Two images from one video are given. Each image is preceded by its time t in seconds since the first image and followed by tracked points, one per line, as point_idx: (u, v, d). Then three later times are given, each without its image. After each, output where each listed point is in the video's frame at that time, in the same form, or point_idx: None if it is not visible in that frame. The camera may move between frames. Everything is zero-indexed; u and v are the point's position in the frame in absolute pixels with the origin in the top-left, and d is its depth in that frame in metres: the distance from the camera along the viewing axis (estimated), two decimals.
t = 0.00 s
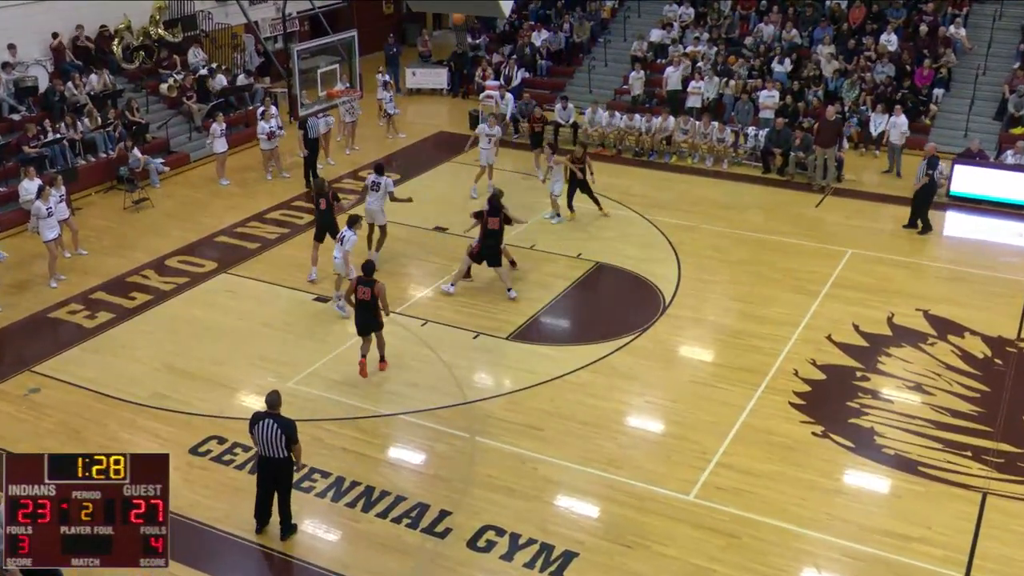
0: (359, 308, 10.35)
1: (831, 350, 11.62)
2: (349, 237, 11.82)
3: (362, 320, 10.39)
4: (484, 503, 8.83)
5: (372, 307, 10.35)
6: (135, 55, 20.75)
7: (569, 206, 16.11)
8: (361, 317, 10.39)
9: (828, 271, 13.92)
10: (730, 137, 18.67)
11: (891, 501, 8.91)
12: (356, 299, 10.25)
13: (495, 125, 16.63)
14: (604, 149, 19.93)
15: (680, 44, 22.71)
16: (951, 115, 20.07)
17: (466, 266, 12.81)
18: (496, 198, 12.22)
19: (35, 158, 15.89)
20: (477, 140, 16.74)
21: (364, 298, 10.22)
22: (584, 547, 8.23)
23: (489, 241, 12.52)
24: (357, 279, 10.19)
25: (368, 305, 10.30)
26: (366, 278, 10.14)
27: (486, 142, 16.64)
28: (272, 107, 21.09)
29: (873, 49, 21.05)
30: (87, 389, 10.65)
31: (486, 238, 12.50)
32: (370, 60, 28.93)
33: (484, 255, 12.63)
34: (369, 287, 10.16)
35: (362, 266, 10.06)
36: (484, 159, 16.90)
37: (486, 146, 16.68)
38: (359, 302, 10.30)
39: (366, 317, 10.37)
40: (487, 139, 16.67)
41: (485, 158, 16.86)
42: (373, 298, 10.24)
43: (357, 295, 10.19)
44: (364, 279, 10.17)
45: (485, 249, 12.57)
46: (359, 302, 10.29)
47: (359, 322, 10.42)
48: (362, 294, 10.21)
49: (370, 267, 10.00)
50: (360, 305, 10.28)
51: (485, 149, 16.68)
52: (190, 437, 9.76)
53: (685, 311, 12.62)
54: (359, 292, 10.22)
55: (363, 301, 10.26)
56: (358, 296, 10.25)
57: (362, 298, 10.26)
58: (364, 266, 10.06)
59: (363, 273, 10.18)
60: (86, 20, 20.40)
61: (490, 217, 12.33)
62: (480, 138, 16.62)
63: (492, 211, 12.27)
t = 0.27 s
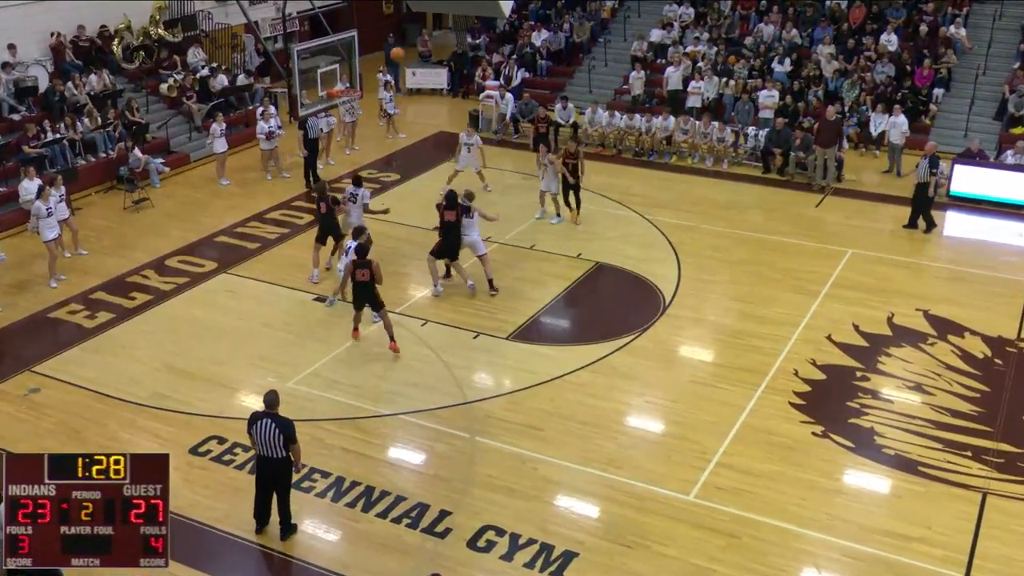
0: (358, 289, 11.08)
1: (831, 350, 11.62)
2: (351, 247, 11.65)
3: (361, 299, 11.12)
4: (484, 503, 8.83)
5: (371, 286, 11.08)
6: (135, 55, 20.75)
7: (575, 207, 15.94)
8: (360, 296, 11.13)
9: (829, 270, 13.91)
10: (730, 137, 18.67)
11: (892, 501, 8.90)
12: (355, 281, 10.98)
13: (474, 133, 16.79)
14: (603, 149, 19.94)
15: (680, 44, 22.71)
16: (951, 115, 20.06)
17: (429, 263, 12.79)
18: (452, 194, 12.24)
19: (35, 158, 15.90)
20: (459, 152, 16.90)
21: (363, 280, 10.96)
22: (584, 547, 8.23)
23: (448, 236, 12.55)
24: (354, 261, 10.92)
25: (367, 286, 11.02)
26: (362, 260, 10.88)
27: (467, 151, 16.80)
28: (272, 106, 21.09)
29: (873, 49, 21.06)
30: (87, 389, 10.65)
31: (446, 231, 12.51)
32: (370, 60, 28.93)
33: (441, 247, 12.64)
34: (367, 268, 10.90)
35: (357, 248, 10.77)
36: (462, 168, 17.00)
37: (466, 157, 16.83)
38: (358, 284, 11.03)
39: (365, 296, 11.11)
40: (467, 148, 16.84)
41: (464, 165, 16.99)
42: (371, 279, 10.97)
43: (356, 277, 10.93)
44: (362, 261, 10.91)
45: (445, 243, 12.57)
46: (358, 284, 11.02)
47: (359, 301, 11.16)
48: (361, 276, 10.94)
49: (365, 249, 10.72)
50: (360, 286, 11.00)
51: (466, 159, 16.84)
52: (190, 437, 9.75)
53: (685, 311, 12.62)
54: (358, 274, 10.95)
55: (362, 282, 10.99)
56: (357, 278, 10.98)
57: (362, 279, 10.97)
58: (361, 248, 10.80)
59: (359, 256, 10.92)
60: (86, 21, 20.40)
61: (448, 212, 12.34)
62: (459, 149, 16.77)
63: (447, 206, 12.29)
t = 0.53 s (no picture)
0: (360, 281, 11.15)
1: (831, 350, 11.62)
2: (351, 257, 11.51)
3: (364, 291, 11.20)
4: (483, 503, 8.82)
5: (373, 278, 11.16)
6: (135, 55, 20.60)
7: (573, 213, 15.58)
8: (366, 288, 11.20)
9: (829, 271, 13.91)
10: (730, 137, 18.67)
11: (892, 502, 8.90)
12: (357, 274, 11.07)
13: (457, 125, 16.66)
14: (603, 149, 19.96)
15: (680, 44, 22.70)
16: (951, 115, 20.06)
17: (405, 276, 12.61)
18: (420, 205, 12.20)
19: (35, 158, 15.91)
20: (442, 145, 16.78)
21: (365, 271, 11.05)
22: (584, 548, 8.22)
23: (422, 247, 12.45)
24: (354, 254, 10.97)
25: (370, 276, 11.12)
26: (362, 252, 10.94)
27: (451, 143, 16.67)
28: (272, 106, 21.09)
29: (873, 49, 21.06)
30: (87, 389, 10.65)
31: (418, 241, 12.42)
32: (370, 60, 28.92)
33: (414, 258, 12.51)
34: (366, 260, 10.96)
35: (355, 241, 10.84)
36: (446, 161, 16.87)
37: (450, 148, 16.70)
38: (360, 276, 11.10)
39: (369, 288, 11.19)
40: (450, 139, 16.75)
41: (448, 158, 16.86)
42: (372, 269, 11.06)
43: (357, 270, 11.01)
44: (362, 254, 10.98)
45: (421, 253, 12.47)
46: (361, 276, 11.10)
47: (364, 293, 11.24)
48: (362, 268, 11.02)
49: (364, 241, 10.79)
50: (362, 278, 11.09)
51: (449, 150, 16.70)
52: (190, 437, 9.75)
53: (685, 311, 12.61)
54: (359, 267, 11.01)
55: (365, 273, 11.07)
56: (359, 271, 11.05)
57: (363, 272, 11.06)
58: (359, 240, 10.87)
59: (358, 248, 10.97)
60: (86, 21, 20.41)
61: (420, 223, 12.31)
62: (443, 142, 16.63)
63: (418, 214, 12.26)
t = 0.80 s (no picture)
0: (370, 282, 11.08)
1: (832, 350, 11.62)
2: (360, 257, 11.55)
3: (375, 292, 11.11)
4: (484, 503, 8.82)
5: (384, 277, 11.09)
6: (135, 55, 20.62)
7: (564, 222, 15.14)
8: (375, 289, 11.12)
9: (829, 271, 13.91)
10: (730, 137, 18.67)
11: (892, 502, 8.90)
12: (368, 274, 11.00)
13: (446, 136, 16.35)
14: (604, 149, 19.96)
15: (680, 44, 22.71)
16: (951, 115, 20.06)
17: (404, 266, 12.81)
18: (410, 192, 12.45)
19: (35, 158, 15.91)
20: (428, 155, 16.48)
21: (375, 270, 10.99)
22: (584, 548, 8.22)
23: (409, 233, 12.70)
24: (364, 254, 10.92)
25: (379, 276, 11.05)
26: (372, 252, 10.88)
27: (440, 155, 16.36)
28: (272, 107, 21.10)
29: (873, 49, 21.07)
30: (87, 389, 10.65)
31: (406, 228, 12.68)
32: (370, 60, 28.93)
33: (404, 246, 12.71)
34: (377, 259, 10.91)
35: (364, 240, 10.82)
36: (433, 172, 16.56)
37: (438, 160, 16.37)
38: (371, 276, 11.04)
39: (379, 288, 11.11)
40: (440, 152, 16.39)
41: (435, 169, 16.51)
42: (383, 268, 11.00)
43: (368, 270, 10.95)
44: (370, 253, 10.94)
45: (411, 240, 12.71)
46: (371, 276, 11.03)
47: (375, 294, 11.15)
48: (373, 267, 10.95)
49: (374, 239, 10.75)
50: (373, 278, 11.03)
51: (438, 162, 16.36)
52: (190, 437, 9.75)
53: (685, 311, 12.61)
54: (370, 266, 10.95)
55: (375, 273, 11.02)
56: (370, 271, 10.98)
57: (374, 271, 11.01)
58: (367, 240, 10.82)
59: (367, 248, 10.92)
60: (86, 21, 20.41)
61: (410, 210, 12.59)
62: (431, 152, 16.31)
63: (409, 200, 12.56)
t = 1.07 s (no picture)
0: (397, 277, 11.13)
1: (832, 350, 11.62)
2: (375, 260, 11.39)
3: (402, 286, 11.17)
4: (484, 504, 8.82)
5: (410, 271, 11.14)
6: (135, 55, 20.63)
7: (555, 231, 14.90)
8: (400, 284, 11.17)
9: (829, 271, 13.91)
10: (730, 137, 18.67)
11: (892, 502, 8.90)
12: (393, 270, 11.03)
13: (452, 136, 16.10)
14: (603, 149, 19.97)
15: (680, 44, 22.71)
16: (951, 115, 20.06)
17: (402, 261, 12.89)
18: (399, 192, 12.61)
19: (35, 159, 15.91)
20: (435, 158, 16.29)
21: (400, 266, 11.01)
22: (584, 548, 8.22)
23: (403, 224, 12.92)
24: (387, 252, 10.92)
25: (404, 271, 11.09)
26: (395, 248, 10.88)
27: (445, 155, 16.17)
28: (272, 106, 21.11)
29: (873, 49, 21.08)
30: (87, 389, 10.65)
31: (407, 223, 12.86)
32: (370, 60, 28.93)
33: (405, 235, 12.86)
34: (401, 254, 10.92)
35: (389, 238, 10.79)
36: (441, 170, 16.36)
37: (445, 160, 16.19)
38: (396, 272, 11.07)
39: (405, 282, 11.16)
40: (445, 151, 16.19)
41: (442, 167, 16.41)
42: (407, 263, 11.03)
43: (393, 266, 10.97)
44: (394, 250, 10.94)
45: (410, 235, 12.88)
46: (397, 272, 11.07)
47: (403, 288, 11.21)
48: (397, 263, 10.97)
49: (396, 237, 10.74)
50: (398, 273, 11.07)
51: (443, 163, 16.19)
52: (190, 437, 9.75)
53: (686, 311, 12.61)
54: (394, 262, 10.97)
55: (400, 269, 11.04)
56: (395, 266, 11.01)
57: (399, 267, 11.03)
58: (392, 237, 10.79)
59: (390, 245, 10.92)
60: (87, 22, 20.41)
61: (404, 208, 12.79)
62: (437, 153, 16.11)
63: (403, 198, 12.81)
